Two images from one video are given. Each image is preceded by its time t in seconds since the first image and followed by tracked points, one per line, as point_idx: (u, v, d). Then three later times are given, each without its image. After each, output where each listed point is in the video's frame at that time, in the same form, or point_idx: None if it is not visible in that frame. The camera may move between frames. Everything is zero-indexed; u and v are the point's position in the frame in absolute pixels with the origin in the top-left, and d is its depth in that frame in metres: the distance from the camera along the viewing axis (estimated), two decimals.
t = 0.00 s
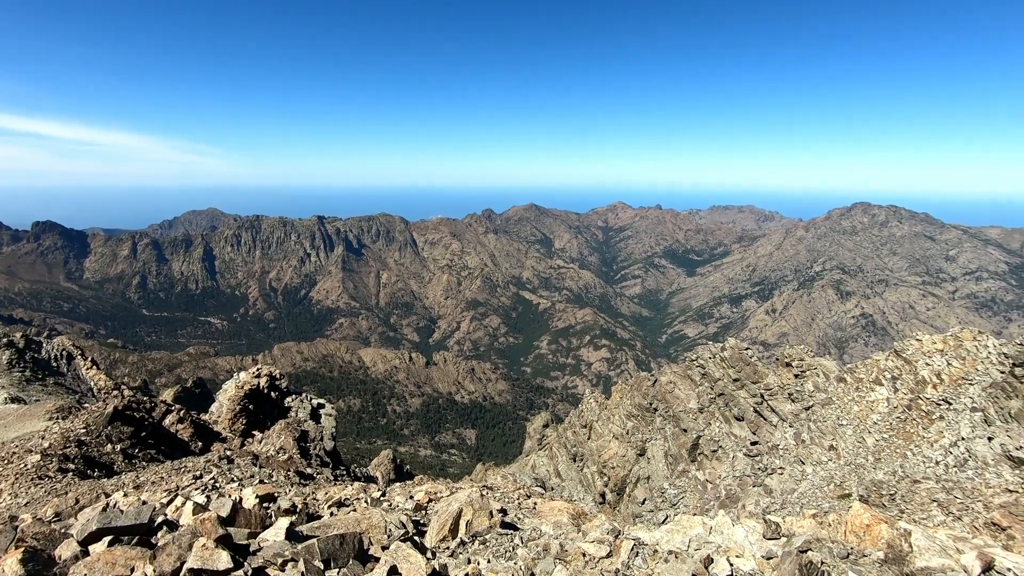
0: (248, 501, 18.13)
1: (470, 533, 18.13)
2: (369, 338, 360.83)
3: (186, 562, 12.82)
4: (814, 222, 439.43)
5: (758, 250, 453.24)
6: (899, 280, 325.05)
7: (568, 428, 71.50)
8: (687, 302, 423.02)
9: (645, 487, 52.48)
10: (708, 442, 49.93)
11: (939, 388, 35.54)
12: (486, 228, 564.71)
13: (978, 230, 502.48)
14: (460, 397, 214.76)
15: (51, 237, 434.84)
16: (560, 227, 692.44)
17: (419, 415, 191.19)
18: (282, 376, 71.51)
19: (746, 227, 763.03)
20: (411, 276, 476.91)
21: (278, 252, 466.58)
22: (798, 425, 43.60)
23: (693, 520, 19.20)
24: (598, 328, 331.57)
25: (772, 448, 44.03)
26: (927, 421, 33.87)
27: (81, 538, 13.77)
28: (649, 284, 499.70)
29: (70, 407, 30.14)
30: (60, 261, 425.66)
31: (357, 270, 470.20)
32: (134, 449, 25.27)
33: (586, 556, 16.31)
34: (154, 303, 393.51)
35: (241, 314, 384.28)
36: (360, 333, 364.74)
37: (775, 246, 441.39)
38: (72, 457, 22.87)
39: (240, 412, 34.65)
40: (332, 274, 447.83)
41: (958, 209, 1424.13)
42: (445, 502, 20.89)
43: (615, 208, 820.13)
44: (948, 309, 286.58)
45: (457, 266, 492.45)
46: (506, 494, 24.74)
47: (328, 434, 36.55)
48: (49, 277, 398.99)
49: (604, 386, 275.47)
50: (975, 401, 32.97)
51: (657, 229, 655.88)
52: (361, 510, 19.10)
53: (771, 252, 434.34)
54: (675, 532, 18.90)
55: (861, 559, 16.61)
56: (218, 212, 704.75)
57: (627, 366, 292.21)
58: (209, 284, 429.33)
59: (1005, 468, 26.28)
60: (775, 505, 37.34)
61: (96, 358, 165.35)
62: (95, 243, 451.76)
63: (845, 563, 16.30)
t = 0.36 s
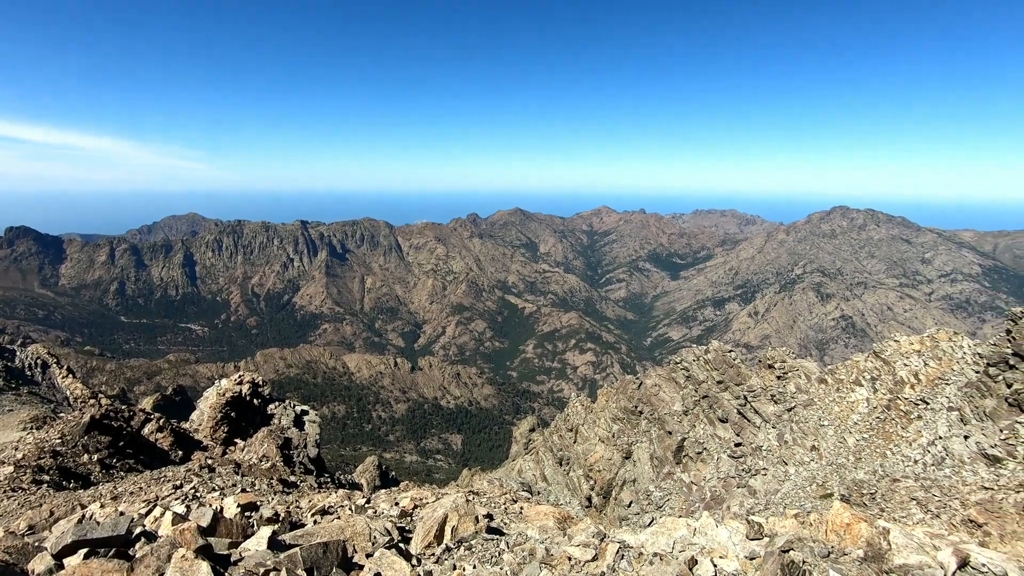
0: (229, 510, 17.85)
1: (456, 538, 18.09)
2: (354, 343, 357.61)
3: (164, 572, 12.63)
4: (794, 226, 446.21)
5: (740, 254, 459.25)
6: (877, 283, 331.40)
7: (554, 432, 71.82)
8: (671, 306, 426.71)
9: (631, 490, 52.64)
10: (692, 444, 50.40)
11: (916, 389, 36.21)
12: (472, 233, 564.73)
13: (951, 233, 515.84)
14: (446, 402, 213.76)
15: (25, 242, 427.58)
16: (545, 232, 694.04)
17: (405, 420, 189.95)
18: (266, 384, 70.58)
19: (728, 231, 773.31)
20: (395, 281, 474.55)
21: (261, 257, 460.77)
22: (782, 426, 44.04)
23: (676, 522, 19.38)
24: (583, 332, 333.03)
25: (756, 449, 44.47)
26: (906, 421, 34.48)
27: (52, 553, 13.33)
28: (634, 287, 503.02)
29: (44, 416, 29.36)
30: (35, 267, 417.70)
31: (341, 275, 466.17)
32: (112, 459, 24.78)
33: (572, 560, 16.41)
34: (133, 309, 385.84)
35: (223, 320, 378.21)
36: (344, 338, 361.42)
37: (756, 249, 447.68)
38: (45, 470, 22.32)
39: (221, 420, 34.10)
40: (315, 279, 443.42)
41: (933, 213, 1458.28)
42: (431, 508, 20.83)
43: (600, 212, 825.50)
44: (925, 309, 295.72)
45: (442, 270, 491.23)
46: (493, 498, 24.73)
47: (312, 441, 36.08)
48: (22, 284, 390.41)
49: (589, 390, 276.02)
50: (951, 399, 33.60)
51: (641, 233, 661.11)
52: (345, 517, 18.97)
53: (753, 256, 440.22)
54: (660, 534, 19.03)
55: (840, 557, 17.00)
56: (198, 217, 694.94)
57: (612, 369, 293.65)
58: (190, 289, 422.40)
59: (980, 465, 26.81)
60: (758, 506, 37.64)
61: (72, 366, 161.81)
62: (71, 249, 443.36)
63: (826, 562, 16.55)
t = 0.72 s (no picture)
0: (210, 517, 17.61)
1: (441, 543, 18.00)
2: (338, 348, 354.24)
3: None
4: (776, 228, 452.67)
5: (723, 256, 464.64)
6: (856, 284, 337.70)
7: (540, 435, 71.92)
8: (655, 308, 430.23)
9: (617, 491, 52.83)
10: (677, 445, 50.75)
11: (894, 387, 36.94)
12: (457, 236, 564.01)
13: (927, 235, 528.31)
14: (431, 406, 212.68)
15: None
16: (530, 235, 695.25)
17: (390, 425, 188.48)
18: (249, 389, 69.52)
19: (711, 233, 782.98)
20: (380, 285, 471.77)
21: (242, 261, 454.44)
22: (764, 426, 44.55)
23: (661, 523, 19.55)
24: (568, 335, 334.30)
25: (739, 449, 44.90)
26: (885, 419, 35.11)
27: (26, 565, 13.00)
28: (619, 290, 506.25)
29: (18, 424, 28.64)
30: (8, 272, 408.53)
31: (325, 278, 461.88)
32: (88, 468, 24.17)
33: (558, 563, 16.51)
34: (111, 314, 378.19)
35: (204, 325, 372.25)
36: (328, 342, 357.96)
37: (738, 251, 453.64)
38: (19, 479, 21.74)
39: (202, 426, 33.47)
40: (299, 283, 438.77)
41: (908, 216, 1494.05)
42: (415, 513, 20.72)
43: (584, 215, 830.08)
44: (902, 310, 301.52)
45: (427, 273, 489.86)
46: (478, 502, 24.72)
47: (295, 446, 35.64)
48: None
49: (575, 392, 276.53)
50: (928, 398, 34.28)
51: (626, 236, 666.23)
52: (329, 523, 18.79)
53: (735, 258, 445.89)
54: (644, 534, 19.20)
55: (821, 555, 17.37)
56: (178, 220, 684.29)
57: (597, 371, 295.11)
58: (170, 293, 415.43)
59: (956, 462, 27.39)
60: (742, 505, 37.94)
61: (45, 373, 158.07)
62: (46, 253, 433.80)
63: (806, 559, 16.84)
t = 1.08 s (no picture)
0: (190, 522, 17.34)
1: (426, 546, 17.93)
2: (322, 350, 350.67)
3: None
4: (759, 230, 458.51)
5: (707, 257, 469.52)
6: (837, 284, 343.14)
7: (527, 436, 72.02)
8: (641, 308, 433.22)
9: (603, 491, 52.99)
10: (663, 445, 51.12)
11: (875, 386, 37.59)
12: (442, 237, 562.98)
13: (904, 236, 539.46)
14: (417, 408, 211.60)
15: None
16: (516, 236, 695.46)
17: (375, 427, 187.15)
18: (233, 394, 68.44)
19: (695, 234, 791.34)
20: (365, 286, 468.80)
21: (225, 263, 447.89)
22: (748, 425, 45.03)
23: (646, 523, 19.70)
24: (554, 336, 335.36)
25: (723, 448, 45.32)
26: (865, 418, 35.76)
27: None
28: (604, 290, 508.99)
29: None
30: None
31: (309, 280, 457.08)
32: (65, 474, 23.69)
33: (543, 564, 16.55)
34: (89, 318, 370.43)
35: (185, 328, 366.20)
36: (312, 345, 354.40)
37: (722, 252, 458.80)
38: None
39: (183, 430, 32.88)
40: (282, 284, 433.65)
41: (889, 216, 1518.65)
42: (401, 515, 20.61)
43: (570, 216, 833.49)
44: (881, 310, 306.73)
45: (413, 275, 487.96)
46: (464, 504, 24.69)
47: (279, 450, 35.21)
48: None
49: (561, 393, 277.47)
50: (907, 396, 34.97)
51: (611, 237, 670.22)
52: (313, 527, 18.63)
53: (719, 259, 450.86)
54: (630, 534, 19.30)
55: (803, 552, 17.64)
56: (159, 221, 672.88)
57: (583, 372, 296.38)
58: (150, 296, 408.17)
59: (933, 459, 28.02)
60: (726, 504, 38.09)
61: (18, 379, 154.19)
62: (21, 254, 423.58)
63: (790, 557, 17.10)
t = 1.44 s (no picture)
0: (172, 528, 17.06)
1: (414, 547, 17.88)
2: (307, 352, 347.25)
3: None
4: (742, 230, 463.82)
5: (691, 257, 473.97)
6: (818, 284, 348.52)
7: (513, 436, 72.17)
8: (626, 308, 435.95)
9: (589, 491, 53.25)
10: (648, 444, 51.51)
11: (856, 384, 38.20)
12: (428, 237, 561.71)
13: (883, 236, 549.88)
14: (403, 409, 210.47)
15: None
16: (503, 236, 695.35)
17: (361, 429, 185.91)
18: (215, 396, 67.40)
19: (680, 235, 798.77)
20: (351, 287, 465.59)
21: (207, 263, 441.18)
22: (732, 423, 45.52)
23: (632, 521, 19.89)
24: (541, 336, 336.31)
25: (708, 447, 45.77)
26: (845, 416, 36.39)
27: None
28: (590, 290, 511.32)
29: None
30: None
31: (293, 281, 452.30)
32: (42, 480, 23.17)
33: (531, 563, 16.59)
34: (67, 320, 362.37)
35: (166, 330, 359.98)
36: (297, 346, 350.71)
37: (707, 253, 463.38)
38: None
39: (165, 433, 32.25)
40: (266, 285, 428.80)
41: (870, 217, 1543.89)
42: (387, 517, 20.49)
43: (556, 217, 836.11)
44: (861, 310, 312.06)
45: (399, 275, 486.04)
46: (451, 504, 24.68)
47: (263, 453, 34.72)
48: None
49: (547, 393, 278.35)
50: (886, 394, 35.58)
51: (597, 237, 673.60)
52: (299, 531, 18.41)
53: (704, 259, 455.32)
54: (616, 534, 19.41)
55: (787, 548, 17.84)
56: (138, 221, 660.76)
57: (569, 372, 297.52)
58: (130, 297, 400.83)
59: (912, 455, 28.52)
60: (711, 502, 38.32)
61: None
62: None
63: (774, 553, 17.34)
